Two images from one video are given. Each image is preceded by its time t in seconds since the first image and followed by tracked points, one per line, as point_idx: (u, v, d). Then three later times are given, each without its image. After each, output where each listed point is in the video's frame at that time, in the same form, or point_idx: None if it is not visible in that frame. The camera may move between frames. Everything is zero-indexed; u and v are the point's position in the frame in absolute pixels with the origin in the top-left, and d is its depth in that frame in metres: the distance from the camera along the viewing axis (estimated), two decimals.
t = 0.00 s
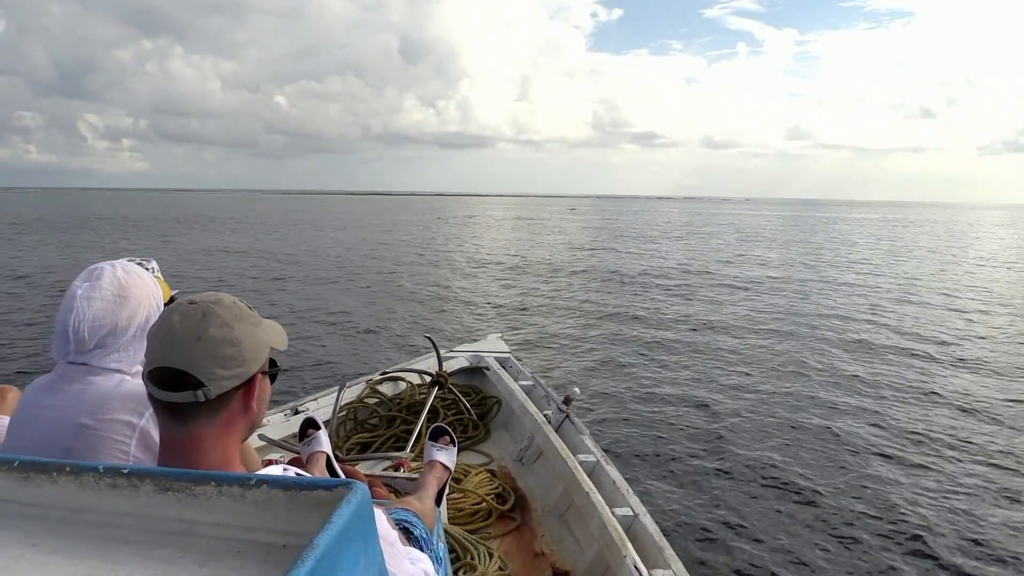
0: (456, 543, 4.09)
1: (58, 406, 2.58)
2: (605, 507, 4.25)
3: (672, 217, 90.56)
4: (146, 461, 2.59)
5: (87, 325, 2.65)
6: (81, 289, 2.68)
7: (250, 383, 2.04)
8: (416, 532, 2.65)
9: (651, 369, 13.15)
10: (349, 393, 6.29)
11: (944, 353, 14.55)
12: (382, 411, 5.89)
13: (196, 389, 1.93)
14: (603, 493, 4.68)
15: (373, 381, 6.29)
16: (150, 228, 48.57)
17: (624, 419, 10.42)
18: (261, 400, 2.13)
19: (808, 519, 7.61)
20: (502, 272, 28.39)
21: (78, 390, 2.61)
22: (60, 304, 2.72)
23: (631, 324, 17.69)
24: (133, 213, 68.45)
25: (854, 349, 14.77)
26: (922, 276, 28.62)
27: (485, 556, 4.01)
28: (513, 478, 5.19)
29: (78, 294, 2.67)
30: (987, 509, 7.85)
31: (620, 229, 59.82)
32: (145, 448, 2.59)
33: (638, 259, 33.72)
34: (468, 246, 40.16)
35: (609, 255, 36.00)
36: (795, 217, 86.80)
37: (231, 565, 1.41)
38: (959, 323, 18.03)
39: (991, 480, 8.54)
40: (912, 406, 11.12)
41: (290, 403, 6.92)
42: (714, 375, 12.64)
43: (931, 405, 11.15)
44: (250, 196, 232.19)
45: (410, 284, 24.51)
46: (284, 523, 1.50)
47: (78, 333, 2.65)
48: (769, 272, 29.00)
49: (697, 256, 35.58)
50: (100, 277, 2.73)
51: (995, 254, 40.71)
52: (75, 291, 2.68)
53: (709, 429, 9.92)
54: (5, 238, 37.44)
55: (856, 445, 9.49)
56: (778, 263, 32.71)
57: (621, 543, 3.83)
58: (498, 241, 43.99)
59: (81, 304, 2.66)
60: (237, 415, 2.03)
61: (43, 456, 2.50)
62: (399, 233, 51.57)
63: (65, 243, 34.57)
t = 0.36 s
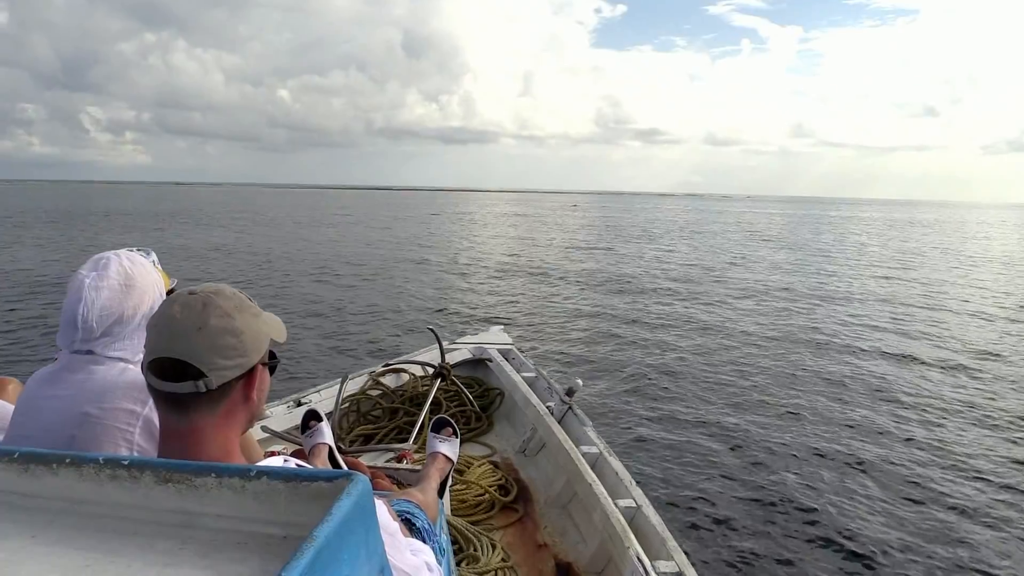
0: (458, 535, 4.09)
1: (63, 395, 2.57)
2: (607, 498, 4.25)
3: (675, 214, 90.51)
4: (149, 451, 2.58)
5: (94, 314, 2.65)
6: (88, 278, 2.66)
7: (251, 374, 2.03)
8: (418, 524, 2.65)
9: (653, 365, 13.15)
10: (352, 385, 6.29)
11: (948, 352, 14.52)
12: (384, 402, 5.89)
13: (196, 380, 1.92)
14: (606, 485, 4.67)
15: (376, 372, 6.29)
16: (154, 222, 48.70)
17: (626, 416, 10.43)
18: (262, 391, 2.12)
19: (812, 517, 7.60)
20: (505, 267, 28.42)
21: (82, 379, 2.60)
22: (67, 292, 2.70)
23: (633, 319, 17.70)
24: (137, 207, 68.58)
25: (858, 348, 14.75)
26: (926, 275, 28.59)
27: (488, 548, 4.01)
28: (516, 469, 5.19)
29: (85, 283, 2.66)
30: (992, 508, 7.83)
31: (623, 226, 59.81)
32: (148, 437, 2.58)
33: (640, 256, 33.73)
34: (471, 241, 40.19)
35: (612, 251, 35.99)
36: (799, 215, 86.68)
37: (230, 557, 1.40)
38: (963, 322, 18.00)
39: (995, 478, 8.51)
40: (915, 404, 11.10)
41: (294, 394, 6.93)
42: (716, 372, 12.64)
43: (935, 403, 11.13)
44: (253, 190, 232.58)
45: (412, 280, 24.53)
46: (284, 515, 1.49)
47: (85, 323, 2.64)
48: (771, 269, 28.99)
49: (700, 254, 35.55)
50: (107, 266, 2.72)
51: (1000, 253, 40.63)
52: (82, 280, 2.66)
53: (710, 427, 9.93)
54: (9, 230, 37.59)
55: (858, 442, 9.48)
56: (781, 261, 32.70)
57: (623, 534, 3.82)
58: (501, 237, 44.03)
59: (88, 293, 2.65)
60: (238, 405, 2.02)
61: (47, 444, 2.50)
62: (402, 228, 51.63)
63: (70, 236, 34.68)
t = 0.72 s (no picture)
0: (459, 528, 4.10)
1: (65, 385, 2.58)
2: (608, 492, 4.25)
3: (678, 213, 90.41)
4: (151, 441, 2.59)
5: (91, 304, 2.65)
6: (85, 267, 2.66)
7: (254, 365, 2.04)
8: (420, 516, 2.65)
9: (654, 362, 13.15)
10: (353, 377, 6.30)
11: (951, 353, 14.50)
12: (386, 395, 5.90)
13: (200, 372, 1.92)
14: (606, 478, 4.68)
15: (378, 365, 6.30)
16: (156, 216, 48.77)
17: (627, 412, 10.46)
18: (264, 383, 2.12)
19: (812, 515, 7.60)
20: (506, 264, 28.46)
21: (83, 369, 2.61)
22: (64, 282, 2.70)
23: (634, 316, 17.75)
24: (140, 202, 68.62)
25: (860, 347, 14.74)
26: (928, 275, 28.56)
27: (489, 540, 4.02)
28: (517, 462, 5.20)
29: (82, 272, 2.66)
30: (992, 509, 7.83)
31: (625, 224, 59.77)
32: (150, 427, 2.59)
33: (641, 254, 33.78)
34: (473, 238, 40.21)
35: (614, 249, 35.99)
36: (803, 215, 86.54)
37: (234, 547, 1.40)
38: (964, 323, 18.05)
39: (997, 479, 8.50)
40: (916, 404, 11.10)
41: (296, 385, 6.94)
42: (717, 369, 12.68)
43: (936, 404, 11.13)
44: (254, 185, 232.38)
45: (414, 275, 24.55)
46: (288, 507, 1.49)
47: (83, 313, 2.64)
48: (772, 268, 29.05)
49: (702, 252, 35.54)
50: (104, 256, 2.72)
51: (1003, 254, 40.56)
52: (78, 269, 2.66)
53: (710, 424, 9.94)
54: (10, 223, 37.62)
55: (858, 441, 9.49)
56: (784, 260, 32.66)
57: (623, 527, 3.83)
58: (503, 234, 44.03)
59: (85, 283, 2.64)
60: (241, 397, 2.03)
61: (49, 434, 2.51)
62: (404, 224, 51.64)
63: (73, 229, 34.76)
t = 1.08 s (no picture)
0: (457, 523, 4.13)
1: (61, 383, 2.59)
2: (605, 488, 4.27)
3: (678, 211, 90.46)
4: (147, 436, 2.59)
5: (83, 300, 2.66)
6: (75, 264, 2.69)
7: (253, 361, 2.05)
8: (418, 512, 2.67)
9: (653, 360, 13.16)
10: (351, 375, 6.31)
11: (950, 350, 14.50)
12: (384, 391, 5.91)
13: (199, 367, 1.93)
14: (604, 475, 4.69)
15: (376, 362, 6.31)
16: (155, 216, 48.76)
17: (625, 411, 10.48)
18: (263, 378, 2.13)
19: (812, 511, 7.62)
20: (504, 263, 28.45)
21: (78, 366, 2.62)
22: (57, 280, 2.73)
23: (632, 314, 17.76)
24: (139, 202, 68.51)
25: (859, 344, 14.75)
26: (928, 272, 28.56)
27: (486, 537, 4.03)
28: (514, 459, 5.21)
29: (72, 269, 2.68)
30: (991, 507, 7.82)
31: (623, 222, 59.73)
32: (146, 422, 2.60)
33: (639, 252, 33.82)
34: (471, 237, 40.20)
35: (612, 247, 35.98)
36: (803, 213, 86.47)
37: (231, 542, 1.41)
38: (961, 319, 18.11)
39: (994, 476, 8.52)
40: (915, 401, 11.11)
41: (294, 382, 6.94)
42: (715, 366, 12.71)
43: (935, 401, 11.13)
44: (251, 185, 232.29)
45: (412, 274, 24.55)
46: (283, 501, 1.50)
47: (74, 309, 2.65)
48: (770, 265, 29.11)
49: (701, 250, 35.54)
50: (95, 252, 2.75)
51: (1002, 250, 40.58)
52: (70, 266, 2.68)
53: (709, 422, 9.96)
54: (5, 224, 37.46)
55: (857, 439, 9.53)
56: (783, 257, 32.68)
57: (620, 524, 3.84)
58: (501, 232, 44.02)
59: (76, 279, 2.67)
60: (239, 393, 2.04)
61: (46, 431, 2.51)
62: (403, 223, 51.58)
63: (71, 229, 34.71)
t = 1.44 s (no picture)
0: (452, 521, 4.13)
1: (57, 380, 2.59)
2: (601, 487, 4.28)
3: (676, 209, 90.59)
4: (144, 436, 2.61)
5: (80, 298, 2.66)
6: (75, 262, 2.67)
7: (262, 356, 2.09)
8: (413, 510, 2.68)
9: (649, 359, 13.21)
10: (347, 373, 6.31)
11: (946, 348, 14.55)
12: (380, 390, 5.92)
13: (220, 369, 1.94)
14: (599, 474, 4.70)
15: (371, 360, 6.31)
16: (152, 216, 48.83)
17: (621, 410, 10.52)
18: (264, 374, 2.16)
19: (808, 511, 7.66)
20: (501, 262, 28.49)
21: (75, 364, 2.62)
22: (55, 276, 2.71)
23: (628, 313, 17.80)
24: (137, 202, 68.58)
25: (855, 343, 14.79)
26: (924, 270, 28.63)
27: (481, 536, 4.04)
28: (510, 458, 5.22)
29: (71, 267, 2.66)
30: (985, 505, 7.84)
31: (620, 221, 59.77)
32: (143, 422, 2.61)
33: (635, 250, 33.89)
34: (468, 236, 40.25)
35: (609, 246, 36.04)
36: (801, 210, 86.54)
37: (224, 539, 1.42)
38: (955, 317, 18.19)
39: (989, 474, 8.55)
40: (910, 399, 11.15)
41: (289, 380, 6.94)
42: (711, 365, 12.75)
43: (931, 399, 11.17)
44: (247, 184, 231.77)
45: (410, 274, 24.57)
46: (279, 498, 1.51)
47: (72, 307, 2.65)
48: (766, 264, 29.19)
49: (698, 249, 35.60)
50: (94, 250, 2.72)
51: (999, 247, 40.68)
52: (68, 264, 2.67)
53: (705, 421, 10.00)
54: None
55: (852, 437, 9.57)
56: (780, 255, 32.74)
57: (616, 523, 3.86)
58: (498, 231, 44.09)
59: (75, 277, 2.65)
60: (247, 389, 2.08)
61: (42, 429, 2.52)
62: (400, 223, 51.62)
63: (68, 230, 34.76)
